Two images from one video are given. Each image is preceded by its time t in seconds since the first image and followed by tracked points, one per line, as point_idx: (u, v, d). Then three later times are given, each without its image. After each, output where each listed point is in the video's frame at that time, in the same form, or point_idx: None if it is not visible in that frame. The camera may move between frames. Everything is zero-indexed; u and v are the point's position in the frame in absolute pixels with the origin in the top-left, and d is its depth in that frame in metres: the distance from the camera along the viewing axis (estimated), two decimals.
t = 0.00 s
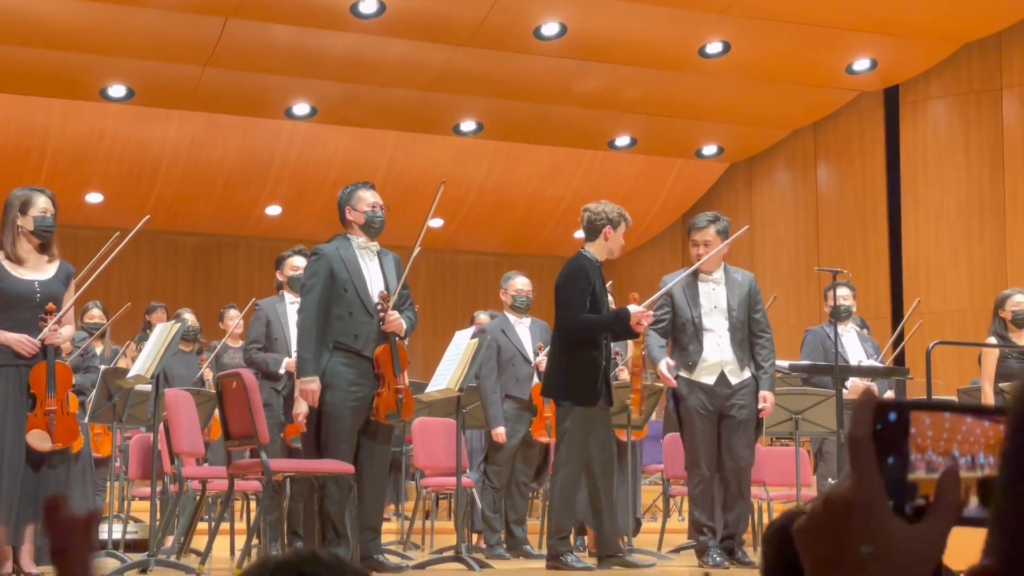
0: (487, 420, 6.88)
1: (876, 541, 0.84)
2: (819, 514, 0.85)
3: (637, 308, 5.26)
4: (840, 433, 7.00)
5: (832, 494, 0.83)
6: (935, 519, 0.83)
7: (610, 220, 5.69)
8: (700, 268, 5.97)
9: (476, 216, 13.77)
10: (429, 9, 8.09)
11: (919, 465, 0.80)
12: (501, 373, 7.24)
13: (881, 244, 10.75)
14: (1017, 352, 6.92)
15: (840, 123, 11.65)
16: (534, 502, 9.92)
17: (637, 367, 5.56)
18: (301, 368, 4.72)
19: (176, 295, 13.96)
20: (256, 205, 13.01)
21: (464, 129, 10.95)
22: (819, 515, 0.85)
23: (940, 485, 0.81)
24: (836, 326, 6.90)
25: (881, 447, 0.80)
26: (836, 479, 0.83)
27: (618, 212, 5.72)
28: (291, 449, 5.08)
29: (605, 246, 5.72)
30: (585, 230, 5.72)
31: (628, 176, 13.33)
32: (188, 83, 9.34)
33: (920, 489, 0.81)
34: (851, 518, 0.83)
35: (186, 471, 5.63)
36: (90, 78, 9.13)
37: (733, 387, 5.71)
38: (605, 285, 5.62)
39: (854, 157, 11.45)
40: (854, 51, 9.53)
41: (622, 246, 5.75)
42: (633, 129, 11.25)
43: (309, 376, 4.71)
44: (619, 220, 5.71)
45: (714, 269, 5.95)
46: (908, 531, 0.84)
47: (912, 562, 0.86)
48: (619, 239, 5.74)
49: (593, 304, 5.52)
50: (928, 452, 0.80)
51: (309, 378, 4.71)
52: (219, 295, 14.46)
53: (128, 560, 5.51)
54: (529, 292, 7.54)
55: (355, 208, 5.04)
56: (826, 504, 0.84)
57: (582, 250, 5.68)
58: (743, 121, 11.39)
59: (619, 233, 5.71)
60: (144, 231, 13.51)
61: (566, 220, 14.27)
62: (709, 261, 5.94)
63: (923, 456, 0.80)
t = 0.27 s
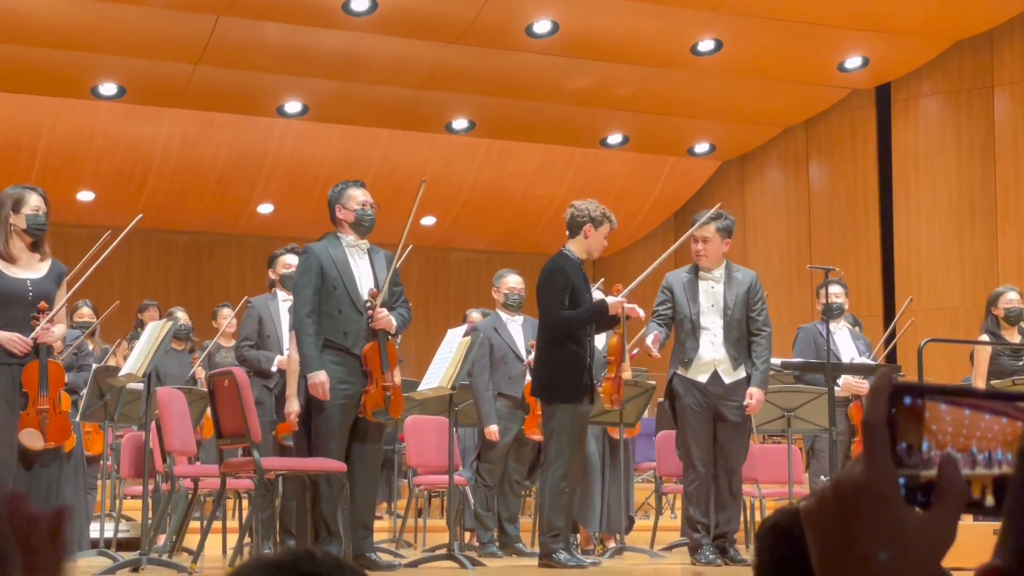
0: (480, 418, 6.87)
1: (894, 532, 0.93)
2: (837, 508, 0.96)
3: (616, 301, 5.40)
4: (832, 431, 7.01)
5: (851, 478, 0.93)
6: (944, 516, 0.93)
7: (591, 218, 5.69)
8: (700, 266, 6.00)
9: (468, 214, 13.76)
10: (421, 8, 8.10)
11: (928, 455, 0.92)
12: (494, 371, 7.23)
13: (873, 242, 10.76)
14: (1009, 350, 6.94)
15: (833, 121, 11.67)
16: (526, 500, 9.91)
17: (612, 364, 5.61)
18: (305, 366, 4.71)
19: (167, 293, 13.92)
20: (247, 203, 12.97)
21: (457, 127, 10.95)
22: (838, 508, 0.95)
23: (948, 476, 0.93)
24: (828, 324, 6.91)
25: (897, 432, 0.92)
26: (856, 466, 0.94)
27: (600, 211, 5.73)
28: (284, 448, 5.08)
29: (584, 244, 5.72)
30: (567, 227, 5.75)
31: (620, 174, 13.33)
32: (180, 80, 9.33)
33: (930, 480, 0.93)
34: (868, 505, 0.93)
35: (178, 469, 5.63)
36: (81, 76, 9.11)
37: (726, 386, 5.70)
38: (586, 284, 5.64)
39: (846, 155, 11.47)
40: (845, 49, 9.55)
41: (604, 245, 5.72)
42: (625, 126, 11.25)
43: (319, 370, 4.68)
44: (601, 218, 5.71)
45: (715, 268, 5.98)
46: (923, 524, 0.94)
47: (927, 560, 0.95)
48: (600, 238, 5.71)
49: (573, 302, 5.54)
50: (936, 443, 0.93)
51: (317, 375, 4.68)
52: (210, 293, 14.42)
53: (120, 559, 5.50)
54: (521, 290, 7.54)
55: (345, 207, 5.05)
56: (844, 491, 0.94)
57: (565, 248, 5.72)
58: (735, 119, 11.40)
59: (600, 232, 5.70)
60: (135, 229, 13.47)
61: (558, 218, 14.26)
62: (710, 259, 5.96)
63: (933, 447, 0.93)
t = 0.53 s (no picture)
0: (478, 418, 6.87)
1: (896, 528, 0.93)
2: (844, 501, 0.95)
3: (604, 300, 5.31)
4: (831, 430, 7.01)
5: (862, 478, 0.92)
6: (950, 519, 0.93)
7: (577, 222, 5.68)
8: (702, 265, 6.00)
9: (466, 214, 13.75)
10: (419, 7, 8.10)
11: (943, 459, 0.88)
12: (493, 371, 7.24)
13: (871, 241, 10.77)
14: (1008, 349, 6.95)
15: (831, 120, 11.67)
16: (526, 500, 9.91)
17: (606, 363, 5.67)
18: (309, 367, 4.70)
19: (165, 293, 13.91)
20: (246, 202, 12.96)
21: (455, 127, 10.95)
22: (845, 503, 0.95)
23: (956, 484, 0.89)
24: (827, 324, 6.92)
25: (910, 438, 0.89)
26: (866, 464, 0.93)
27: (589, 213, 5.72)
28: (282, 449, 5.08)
29: (577, 247, 5.74)
30: (558, 232, 5.78)
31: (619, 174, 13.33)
32: (179, 81, 9.32)
33: (937, 489, 0.90)
34: (873, 503, 0.93)
35: (177, 470, 5.62)
36: (79, 76, 9.10)
37: (727, 386, 5.71)
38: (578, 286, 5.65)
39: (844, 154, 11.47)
40: (843, 48, 9.55)
41: (595, 246, 5.71)
42: (623, 126, 11.26)
43: (322, 369, 4.67)
44: (587, 221, 5.68)
45: (717, 267, 5.96)
46: (925, 523, 0.93)
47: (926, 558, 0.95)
48: (590, 240, 5.72)
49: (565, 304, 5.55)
50: (953, 448, 0.87)
51: (319, 374, 4.66)
52: (208, 294, 14.41)
53: (119, 559, 5.50)
54: (519, 291, 7.54)
55: (347, 207, 5.03)
56: (852, 489, 0.93)
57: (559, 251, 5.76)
58: (733, 119, 11.40)
59: (588, 234, 5.69)
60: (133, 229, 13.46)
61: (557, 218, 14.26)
62: (712, 259, 5.96)
63: (950, 453, 0.88)
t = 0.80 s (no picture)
0: (482, 414, 6.87)
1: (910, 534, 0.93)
2: (867, 504, 0.95)
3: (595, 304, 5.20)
4: (835, 426, 7.01)
5: (889, 475, 0.92)
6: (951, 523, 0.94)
7: (571, 221, 5.70)
8: (695, 263, 5.96)
9: (469, 211, 13.75)
10: (422, 5, 8.11)
11: (969, 453, 0.97)
12: (496, 368, 7.24)
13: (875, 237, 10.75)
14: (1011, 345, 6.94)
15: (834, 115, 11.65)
16: (530, 497, 9.91)
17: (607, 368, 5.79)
18: (301, 366, 4.72)
19: (168, 290, 13.92)
20: (248, 200, 12.96)
21: (458, 124, 10.95)
22: (869, 506, 0.95)
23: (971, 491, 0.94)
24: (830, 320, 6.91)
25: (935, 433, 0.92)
26: (893, 463, 0.93)
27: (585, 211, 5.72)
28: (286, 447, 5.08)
29: (576, 245, 5.73)
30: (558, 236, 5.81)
31: (622, 170, 13.32)
32: (182, 79, 9.34)
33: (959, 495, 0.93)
34: (896, 504, 0.93)
35: (181, 467, 5.63)
36: (82, 74, 9.12)
37: (727, 382, 5.69)
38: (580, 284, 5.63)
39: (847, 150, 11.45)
40: (846, 45, 9.55)
41: (593, 242, 5.68)
42: (626, 123, 11.25)
43: (311, 372, 4.71)
44: (580, 218, 5.69)
45: (710, 264, 5.92)
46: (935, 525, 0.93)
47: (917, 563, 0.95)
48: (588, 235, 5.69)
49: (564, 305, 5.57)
50: (971, 441, 0.97)
51: (314, 375, 4.71)
52: (211, 291, 14.41)
53: (124, 556, 5.51)
54: (522, 287, 7.54)
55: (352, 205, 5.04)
56: (878, 489, 0.93)
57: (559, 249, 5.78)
58: (736, 115, 11.39)
59: (583, 231, 5.68)
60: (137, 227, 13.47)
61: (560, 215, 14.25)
62: (705, 256, 5.92)
63: (970, 447, 0.97)
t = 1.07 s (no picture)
0: (485, 413, 6.87)
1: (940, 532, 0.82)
2: (895, 504, 0.84)
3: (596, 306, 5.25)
4: (839, 425, 6.99)
5: (921, 473, 0.81)
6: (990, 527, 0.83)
7: (573, 221, 5.70)
8: (694, 262, 5.94)
9: (472, 210, 13.75)
10: (422, 4, 8.08)
11: (998, 460, 0.84)
12: (499, 367, 7.24)
13: (878, 235, 10.75)
14: (1015, 343, 6.92)
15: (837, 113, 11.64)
16: (534, 495, 9.91)
17: (600, 370, 5.55)
18: (307, 366, 4.72)
19: (171, 290, 13.93)
20: (251, 198, 12.97)
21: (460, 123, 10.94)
22: (898, 503, 0.83)
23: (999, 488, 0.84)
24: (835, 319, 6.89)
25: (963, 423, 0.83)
26: (923, 458, 0.82)
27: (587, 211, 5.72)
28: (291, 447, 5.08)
29: (580, 245, 5.72)
30: (560, 236, 5.80)
31: (624, 169, 13.31)
32: (183, 78, 9.33)
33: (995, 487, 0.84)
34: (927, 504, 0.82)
35: (185, 466, 5.64)
36: (84, 74, 9.11)
37: (728, 381, 5.70)
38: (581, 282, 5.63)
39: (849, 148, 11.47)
40: (848, 42, 9.53)
41: (596, 242, 5.67)
42: (628, 121, 11.24)
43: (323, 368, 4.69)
44: (582, 218, 5.69)
45: (709, 263, 5.91)
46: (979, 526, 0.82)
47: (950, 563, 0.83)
48: (590, 234, 5.69)
49: (565, 302, 5.56)
50: (1003, 446, 0.84)
51: (319, 373, 4.70)
52: (214, 290, 14.43)
53: (127, 557, 5.51)
54: (525, 286, 7.54)
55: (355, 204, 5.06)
56: (911, 484, 0.82)
57: (564, 248, 5.77)
58: (738, 113, 11.38)
59: (585, 231, 5.68)
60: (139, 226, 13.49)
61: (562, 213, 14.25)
62: (704, 255, 5.90)
63: (998, 453, 0.84)
